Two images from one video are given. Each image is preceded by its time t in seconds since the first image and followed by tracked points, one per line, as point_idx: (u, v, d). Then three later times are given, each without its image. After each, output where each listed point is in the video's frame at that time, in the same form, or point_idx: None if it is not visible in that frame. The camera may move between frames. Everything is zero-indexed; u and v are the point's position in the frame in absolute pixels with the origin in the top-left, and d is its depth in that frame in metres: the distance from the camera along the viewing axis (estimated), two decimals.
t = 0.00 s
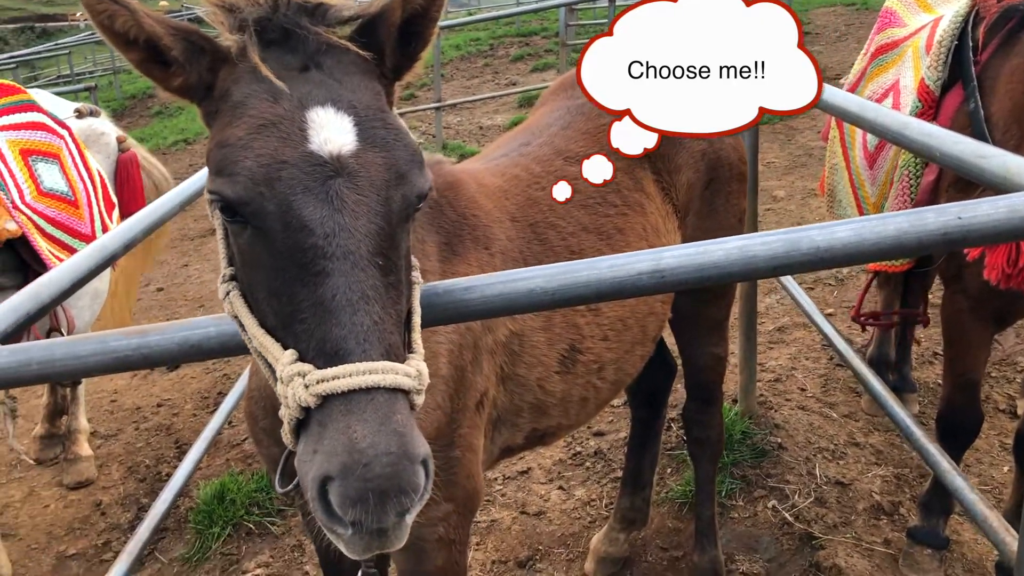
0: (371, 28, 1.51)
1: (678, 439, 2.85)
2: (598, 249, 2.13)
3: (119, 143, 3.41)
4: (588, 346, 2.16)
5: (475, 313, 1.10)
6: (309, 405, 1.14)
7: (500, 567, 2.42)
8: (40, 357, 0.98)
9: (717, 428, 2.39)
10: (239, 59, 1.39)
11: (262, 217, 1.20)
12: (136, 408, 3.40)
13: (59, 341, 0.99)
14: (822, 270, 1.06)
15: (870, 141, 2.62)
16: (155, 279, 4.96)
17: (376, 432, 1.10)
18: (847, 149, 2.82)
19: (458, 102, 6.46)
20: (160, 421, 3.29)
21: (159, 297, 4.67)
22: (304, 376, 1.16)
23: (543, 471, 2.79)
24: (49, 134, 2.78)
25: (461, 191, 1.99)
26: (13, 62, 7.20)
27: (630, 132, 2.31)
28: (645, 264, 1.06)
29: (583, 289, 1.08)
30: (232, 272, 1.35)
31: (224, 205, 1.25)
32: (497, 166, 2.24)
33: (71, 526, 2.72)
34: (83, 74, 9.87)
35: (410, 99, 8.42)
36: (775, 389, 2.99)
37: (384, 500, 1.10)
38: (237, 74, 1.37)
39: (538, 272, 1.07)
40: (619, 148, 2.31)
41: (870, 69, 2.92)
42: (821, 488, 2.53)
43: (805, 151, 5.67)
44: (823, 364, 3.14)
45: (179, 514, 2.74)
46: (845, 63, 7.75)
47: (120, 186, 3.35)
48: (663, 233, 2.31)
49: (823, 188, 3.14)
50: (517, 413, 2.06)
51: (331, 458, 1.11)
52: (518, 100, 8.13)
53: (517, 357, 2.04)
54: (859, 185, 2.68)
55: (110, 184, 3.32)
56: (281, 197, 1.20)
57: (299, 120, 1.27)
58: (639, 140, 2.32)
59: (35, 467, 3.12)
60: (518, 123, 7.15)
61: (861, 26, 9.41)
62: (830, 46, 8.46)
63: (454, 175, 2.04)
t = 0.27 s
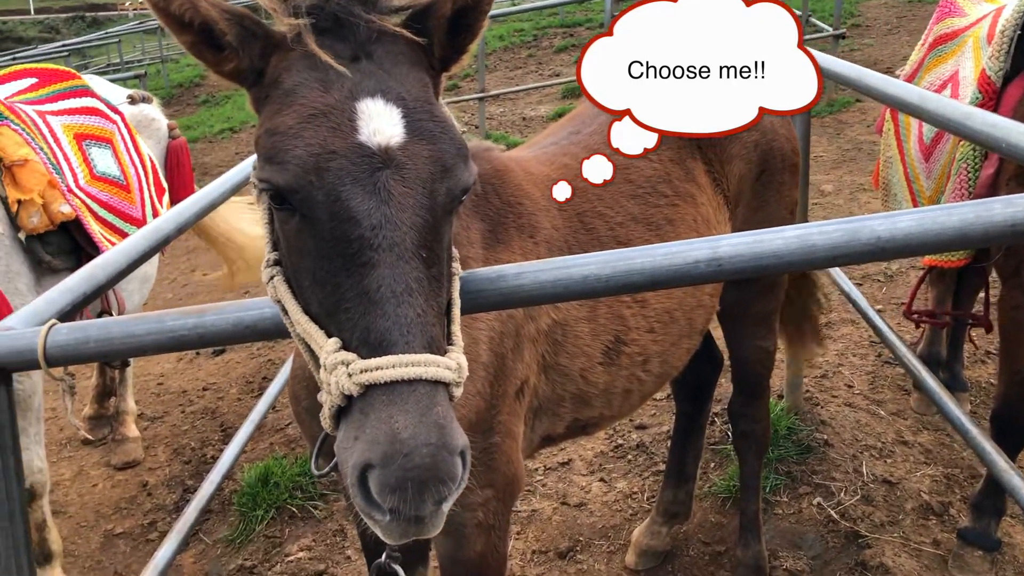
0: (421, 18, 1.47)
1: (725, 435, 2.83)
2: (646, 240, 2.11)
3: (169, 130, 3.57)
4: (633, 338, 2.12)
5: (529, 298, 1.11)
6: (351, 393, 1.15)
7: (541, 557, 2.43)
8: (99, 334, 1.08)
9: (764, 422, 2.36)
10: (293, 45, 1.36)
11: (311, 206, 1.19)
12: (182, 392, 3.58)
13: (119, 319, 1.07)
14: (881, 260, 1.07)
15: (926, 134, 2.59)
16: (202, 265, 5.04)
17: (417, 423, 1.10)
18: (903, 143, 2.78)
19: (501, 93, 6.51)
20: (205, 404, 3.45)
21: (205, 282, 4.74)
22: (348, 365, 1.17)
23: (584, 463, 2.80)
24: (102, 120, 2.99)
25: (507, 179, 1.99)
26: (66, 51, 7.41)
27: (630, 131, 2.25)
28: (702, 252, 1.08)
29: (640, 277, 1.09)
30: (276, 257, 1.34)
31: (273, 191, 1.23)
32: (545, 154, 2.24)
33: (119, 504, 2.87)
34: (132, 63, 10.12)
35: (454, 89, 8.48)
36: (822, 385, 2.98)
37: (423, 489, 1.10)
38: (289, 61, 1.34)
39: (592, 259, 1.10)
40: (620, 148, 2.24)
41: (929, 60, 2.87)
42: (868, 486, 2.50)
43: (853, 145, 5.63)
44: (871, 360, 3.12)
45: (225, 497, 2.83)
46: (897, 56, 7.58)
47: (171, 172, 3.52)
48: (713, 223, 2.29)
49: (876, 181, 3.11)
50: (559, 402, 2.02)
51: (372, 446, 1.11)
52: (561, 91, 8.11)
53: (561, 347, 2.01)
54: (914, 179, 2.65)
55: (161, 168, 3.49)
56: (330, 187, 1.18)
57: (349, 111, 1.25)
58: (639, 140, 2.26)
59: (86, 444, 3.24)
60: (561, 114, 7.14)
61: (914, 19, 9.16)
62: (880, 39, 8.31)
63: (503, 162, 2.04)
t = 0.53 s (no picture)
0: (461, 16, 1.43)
1: (767, 432, 2.81)
2: (687, 233, 2.10)
3: (213, 120, 3.72)
4: (671, 331, 2.06)
5: (576, 290, 1.09)
6: (390, 387, 1.11)
7: (579, 550, 2.43)
8: (152, 321, 1.08)
9: (807, 419, 2.33)
10: (336, 39, 1.33)
11: (352, 202, 1.15)
12: (223, 381, 3.76)
13: (171, 306, 1.07)
14: (938, 255, 1.05)
15: (980, 128, 2.57)
16: (243, 254, 5.10)
17: (456, 417, 1.07)
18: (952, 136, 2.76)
19: (541, 85, 6.55)
20: (247, 392, 3.62)
21: (246, 271, 4.80)
22: (388, 358, 1.12)
23: (623, 457, 2.81)
24: (148, 110, 3.12)
25: (546, 169, 1.97)
26: (111, 43, 7.56)
27: (630, 131, 2.14)
28: (755, 245, 1.06)
29: (691, 268, 1.06)
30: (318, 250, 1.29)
31: (313, 185, 1.18)
32: (587, 146, 2.22)
33: (162, 489, 3.01)
34: (176, 55, 10.31)
35: (494, 80, 8.52)
36: (865, 382, 2.98)
37: (461, 483, 1.06)
38: (331, 56, 1.31)
39: (643, 250, 1.06)
40: (619, 148, 2.16)
41: (983, 53, 2.84)
42: (912, 485, 2.47)
43: (900, 140, 5.58)
44: (916, 358, 3.11)
45: (267, 485, 2.90)
46: (945, 50, 7.43)
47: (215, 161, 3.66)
48: (757, 218, 2.26)
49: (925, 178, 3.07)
50: (595, 394, 1.97)
51: (409, 439, 1.08)
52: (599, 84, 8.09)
53: (597, 339, 1.95)
54: (964, 174, 2.63)
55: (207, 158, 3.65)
56: (371, 183, 1.14)
57: (390, 108, 1.20)
58: (639, 139, 2.16)
59: (131, 429, 3.40)
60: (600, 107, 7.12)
61: (962, 11, 8.95)
62: (928, 32, 8.17)
63: (544, 153, 2.03)
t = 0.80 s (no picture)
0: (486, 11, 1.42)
1: (793, 430, 2.80)
2: (714, 228, 2.08)
3: (242, 114, 3.76)
4: (696, 326, 2.02)
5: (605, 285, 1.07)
6: (412, 378, 1.10)
7: (602, 546, 2.43)
8: (185, 310, 1.08)
9: (833, 417, 2.31)
10: (363, 36, 1.32)
11: (376, 195, 1.14)
12: (250, 372, 3.81)
13: (204, 296, 1.08)
14: (975, 251, 1.02)
15: (1015, 125, 2.55)
16: (270, 248, 5.16)
17: (477, 407, 1.06)
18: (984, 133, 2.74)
19: (567, 81, 6.56)
20: (272, 385, 3.66)
21: (272, 265, 4.85)
22: (410, 350, 1.11)
23: (647, 453, 2.81)
24: (179, 103, 3.15)
25: (571, 162, 1.96)
26: (140, 38, 7.65)
27: (629, 132, 2.06)
28: (787, 240, 1.04)
29: (721, 264, 1.05)
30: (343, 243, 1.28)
31: (337, 178, 1.18)
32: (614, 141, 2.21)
33: (189, 479, 3.05)
34: (202, 51, 10.41)
35: (518, 75, 8.53)
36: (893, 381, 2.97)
37: (482, 473, 1.05)
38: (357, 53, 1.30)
39: (673, 244, 1.05)
40: (619, 148, 2.10)
41: (1017, 48, 2.80)
42: (940, 485, 2.45)
43: (929, 138, 5.53)
44: (945, 358, 3.10)
45: (292, 477, 2.94)
46: (976, 47, 7.34)
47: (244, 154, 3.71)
48: (784, 214, 2.25)
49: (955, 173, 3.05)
50: (618, 387, 1.93)
51: (431, 429, 1.07)
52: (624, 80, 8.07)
53: (620, 332, 1.92)
54: (997, 171, 2.62)
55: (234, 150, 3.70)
56: (396, 176, 1.13)
57: (415, 103, 1.20)
58: (639, 139, 2.10)
59: (158, 419, 3.46)
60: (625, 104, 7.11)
61: (994, 7, 8.81)
62: (959, 28, 8.07)
63: (569, 147, 2.02)
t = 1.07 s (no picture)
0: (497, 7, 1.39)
1: (809, 430, 2.80)
2: (732, 226, 2.07)
3: (260, 110, 3.78)
4: (713, 324, 2.01)
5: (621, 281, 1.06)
6: (424, 369, 1.10)
7: (616, 544, 2.43)
8: (205, 304, 1.09)
9: (851, 417, 2.30)
10: (377, 29, 1.31)
11: (391, 186, 1.14)
12: (266, 368, 3.84)
13: (224, 290, 1.09)
14: (994, 249, 1.02)
15: None
16: (287, 246, 5.19)
17: (489, 399, 1.05)
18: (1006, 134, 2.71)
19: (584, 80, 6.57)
20: (288, 380, 3.69)
21: (289, 262, 4.88)
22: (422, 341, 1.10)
23: (662, 452, 2.81)
24: (198, 100, 3.17)
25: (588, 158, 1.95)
26: (161, 36, 7.71)
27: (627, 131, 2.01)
28: (805, 236, 1.03)
29: (737, 260, 1.05)
30: (352, 236, 1.28)
31: (354, 168, 1.18)
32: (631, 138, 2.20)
33: (206, 474, 3.07)
34: (222, 49, 10.49)
35: (536, 74, 8.54)
36: (911, 382, 2.95)
37: (493, 464, 1.05)
38: (373, 44, 1.30)
39: (690, 240, 1.05)
40: (619, 148, 2.04)
41: None
42: (958, 487, 2.43)
43: (950, 138, 5.50)
44: (963, 359, 3.08)
45: (308, 472, 2.96)
46: (997, 47, 7.28)
47: (263, 151, 3.74)
48: (802, 211, 2.24)
49: (978, 173, 3.04)
50: (633, 384, 1.93)
51: (442, 419, 1.07)
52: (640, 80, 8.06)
53: (636, 330, 1.92)
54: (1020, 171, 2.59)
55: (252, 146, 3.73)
56: (410, 168, 1.13)
57: (429, 96, 1.19)
58: (639, 139, 2.04)
59: (175, 414, 3.50)
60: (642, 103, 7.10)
61: (1015, 7, 8.73)
62: (981, 28, 8.00)
63: (586, 142, 2.01)
